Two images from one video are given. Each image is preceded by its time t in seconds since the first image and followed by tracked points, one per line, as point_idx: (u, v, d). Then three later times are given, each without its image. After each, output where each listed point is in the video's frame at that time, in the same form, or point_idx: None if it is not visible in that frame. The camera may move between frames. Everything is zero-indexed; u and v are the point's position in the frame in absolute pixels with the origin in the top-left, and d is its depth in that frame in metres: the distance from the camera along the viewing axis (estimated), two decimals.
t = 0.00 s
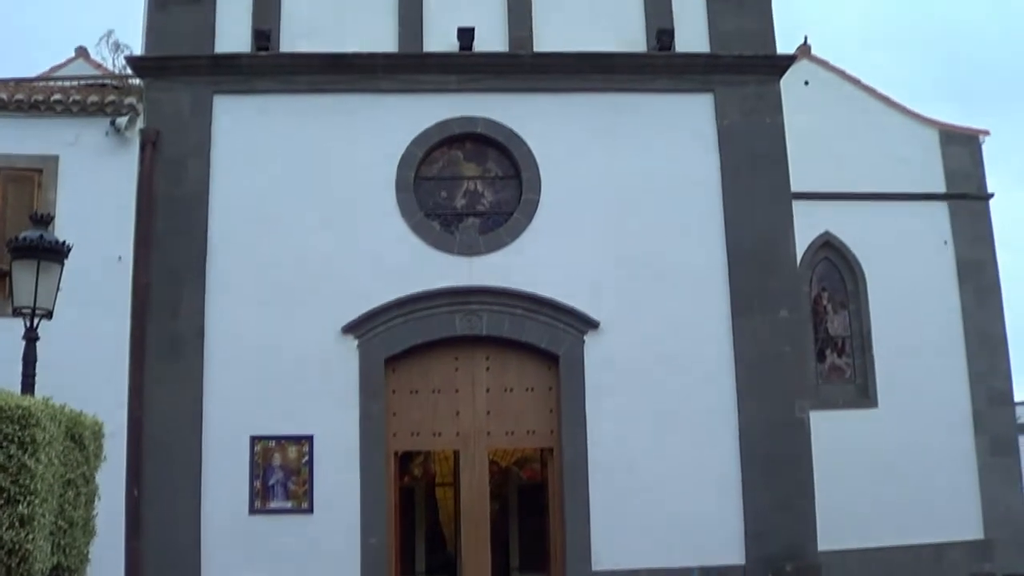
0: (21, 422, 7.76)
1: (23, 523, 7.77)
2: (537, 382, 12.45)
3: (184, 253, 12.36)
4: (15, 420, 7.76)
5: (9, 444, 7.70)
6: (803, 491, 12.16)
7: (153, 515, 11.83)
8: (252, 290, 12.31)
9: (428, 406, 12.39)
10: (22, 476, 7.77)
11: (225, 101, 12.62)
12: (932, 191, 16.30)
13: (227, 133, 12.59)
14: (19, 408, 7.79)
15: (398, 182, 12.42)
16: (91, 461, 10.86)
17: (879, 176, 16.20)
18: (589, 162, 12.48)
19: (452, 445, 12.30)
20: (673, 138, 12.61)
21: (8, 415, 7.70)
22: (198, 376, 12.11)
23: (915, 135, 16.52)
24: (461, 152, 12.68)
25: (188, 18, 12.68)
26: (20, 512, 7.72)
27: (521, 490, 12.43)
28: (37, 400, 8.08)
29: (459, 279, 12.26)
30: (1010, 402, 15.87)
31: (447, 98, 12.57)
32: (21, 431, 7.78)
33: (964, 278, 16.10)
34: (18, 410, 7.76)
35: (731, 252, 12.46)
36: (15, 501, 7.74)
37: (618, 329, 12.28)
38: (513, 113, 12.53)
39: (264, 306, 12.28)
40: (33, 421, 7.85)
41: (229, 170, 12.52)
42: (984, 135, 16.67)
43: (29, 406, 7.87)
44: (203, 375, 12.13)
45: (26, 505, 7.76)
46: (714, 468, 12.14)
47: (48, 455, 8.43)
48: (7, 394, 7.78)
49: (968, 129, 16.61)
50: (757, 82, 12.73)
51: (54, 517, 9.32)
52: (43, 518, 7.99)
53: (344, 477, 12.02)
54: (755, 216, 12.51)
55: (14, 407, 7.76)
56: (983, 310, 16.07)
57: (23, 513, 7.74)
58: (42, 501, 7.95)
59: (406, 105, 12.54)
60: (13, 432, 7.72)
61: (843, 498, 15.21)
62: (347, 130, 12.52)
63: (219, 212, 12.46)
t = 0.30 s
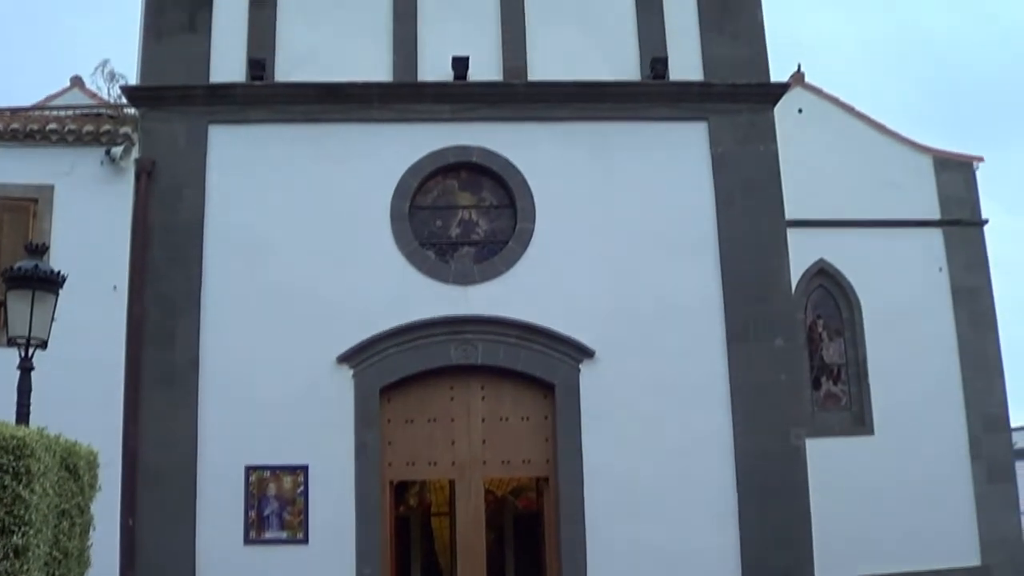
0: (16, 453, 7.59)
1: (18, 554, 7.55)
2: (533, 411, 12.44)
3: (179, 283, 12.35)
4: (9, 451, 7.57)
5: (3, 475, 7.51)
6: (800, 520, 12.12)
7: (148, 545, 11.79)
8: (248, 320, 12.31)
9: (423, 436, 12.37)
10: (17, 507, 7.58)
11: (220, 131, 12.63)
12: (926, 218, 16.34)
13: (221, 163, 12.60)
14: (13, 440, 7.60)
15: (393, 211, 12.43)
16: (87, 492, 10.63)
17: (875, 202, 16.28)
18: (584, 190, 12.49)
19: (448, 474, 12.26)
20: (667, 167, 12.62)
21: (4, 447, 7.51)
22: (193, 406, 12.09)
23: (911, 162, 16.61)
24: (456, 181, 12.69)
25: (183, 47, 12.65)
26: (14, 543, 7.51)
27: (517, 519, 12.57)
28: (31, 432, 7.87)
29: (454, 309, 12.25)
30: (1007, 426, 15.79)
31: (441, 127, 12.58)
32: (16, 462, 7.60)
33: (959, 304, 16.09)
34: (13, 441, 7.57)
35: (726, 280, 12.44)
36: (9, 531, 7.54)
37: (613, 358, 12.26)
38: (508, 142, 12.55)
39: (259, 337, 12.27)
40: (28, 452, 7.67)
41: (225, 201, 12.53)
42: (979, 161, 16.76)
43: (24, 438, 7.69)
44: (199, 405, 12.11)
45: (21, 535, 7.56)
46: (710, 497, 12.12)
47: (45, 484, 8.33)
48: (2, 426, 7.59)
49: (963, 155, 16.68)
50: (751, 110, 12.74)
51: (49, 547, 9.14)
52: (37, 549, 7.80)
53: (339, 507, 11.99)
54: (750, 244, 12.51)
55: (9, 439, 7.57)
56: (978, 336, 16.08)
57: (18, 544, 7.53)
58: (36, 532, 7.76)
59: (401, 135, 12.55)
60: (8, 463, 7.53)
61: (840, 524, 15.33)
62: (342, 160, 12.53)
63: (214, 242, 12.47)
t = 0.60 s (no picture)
0: (13, 489, 7.48)
1: None
2: (530, 446, 12.41)
3: (177, 319, 12.33)
4: (6, 488, 7.48)
5: None
6: (799, 555, 12.06)
7: None
8: (244, 356, 12.27)
9: (421, 471, 12.33)
10: (13, 544, 7.49)
11: (217, 167, 12.63)
12: (922, 250, 16.42)
13: (218, 199, 12.59)
14: (9, 476, 7.51)
15: (390, 246, 12.42)
16: (82, 528, 10.23)
17: (870, 234, 16.43)
18: (581, 225, 12.50)
19: (445, 510, 12.23)
20: (664, 201, 12.63)
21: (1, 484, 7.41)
22: (191, 442, 12.05)
23: (905, 195, 16.75)
24: (452, 217, 12.69)
25: (180, 83, 12.68)
26: None
27: (515, 555, 12.37)
28: (28, 468, 7.77)
29: (451, 344, 12.24)
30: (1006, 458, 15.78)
31: (438, 163, 12.59)
32: (12, 499, 7.51)
33: (957, 336, 16.10)
34: (9, 478, 7.49)
35: (723, 313, 12.43)
36: (5, 569, 7.45)
37: (611, 392, 12.24)
38: (505, 177, 12.56)
39: (256, 372, 12.23)
40: (25, 488, 7.58)
41: (223, 237, 12.52)
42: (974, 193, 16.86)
43: (20, 474, 7.59)
44: (196, 441, 12.07)
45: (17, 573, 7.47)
46: (710, 532, 12.03)
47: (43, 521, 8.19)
48: None
49: (958, 187, 16.77)
50: (747, 143, 12.76)
51: None
52: None
53: (337, 543, 11.89)
54: (747, 278, 12.51)
55: (5, 475, 7.48)
56: (976, 368, 16.07)
57: None
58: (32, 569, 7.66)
59: (398, 170, 12.56)
60: (4, 500, 7.45)
61: (840, 556, 15.34)
62: (339, 195, 12.53)
63: (211, 278, 12.44)
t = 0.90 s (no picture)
0: (11, 515, 7.47)
1: None
2: (529, 474, 12.39)
3: (177, 346, 12.32)
4: (3, 514, 7.47)
5: None
6: None
7: None
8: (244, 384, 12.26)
9: (419, 499, 12.29)
10: (9, 570, 7.45)
11: (218, 194, 12.65)
12: (922, 280, 16.45)
13: (219, 226, 12.61)
14: (7, 502, 7.50)
15: (389, 274, 12.42)
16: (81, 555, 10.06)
17: (872, 264, 16.47)
18: (580, 253, 12.50)
19: (443, 538, 12.18)
20: (663, 229, 12.63)
21: None
22: (189, 469, 12.02)
23: (905, 224, 16.80)
24: (452, 245, 12.69)
25: (181, 110, 12.69)
26: None
27: None
28: (26, 495, 7.76)
29: (449, 372, 12.22)
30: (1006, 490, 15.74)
31: (437, 191, 12.60)
32: (9, 525, 7.48)
33: (957, 366, 16.09)
34: (7, 504, 7.47)
35: (723, 343, 12.41)
36: None
37: (610, 421, 12.22)
38: (505, 205, 12.57)
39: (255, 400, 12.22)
40: (23, 514, 7.56)
41: (223, 264, 12.52)
42: (974, 223, 16.92)
43: (19, 500, 7.58)
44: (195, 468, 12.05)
45: None
46: (709, 563, 11.96)
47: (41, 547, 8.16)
48: None
49: (958, 218, 16.83)
50: (747, 173, 12.76)
51: None
52: None
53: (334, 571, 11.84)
54: (746, 308, 12.50)
55: (3, 501, 7.47)
56: (975, 399, 16.07)
57: None
58: None
59: (398, 199, 12.57)
60: (2, 526, 7.42)
61: None
62: (338, 223, 12.53)
63: (210, 305, 12.46)
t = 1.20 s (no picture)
0: (13, 540, 7.42)
1: None
2: (532, 502, 12.33)
3: (180, 372, 12.24)
4: (5, 539, 7.42)
5: None
6: None
7: None
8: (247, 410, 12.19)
9: (422, 527, 12.23)
10: None
11: (222, 221, 12.62)
12: (926, 307, 16.46)
13: (223, 252, 12.57)
14: (9, 527, 7.46)
15: (393, 301, 12.40)
16: None
17: (878, 294, 16.52)
18: (584, 281, 12.49)
19: (446, 566, 12.09)
20: (667, 257, 12.61)
21: None
22: (191, 496, 11.92)
23: (908, 251, 16.86)
24: (456, 271, 12.67)
25: (185, 136, 12.67)
26: None
27: None
28: (28, 520, 7.72)
29: (452, 400, 12.19)
30: (1009, 518, 15.79)
31: (441, 219, 12.60)
32: (11, 551, 7.43)
33: (961, 394, 16.12)
34: (9, 529, 7.43)
35: (727, 371, 12.39)
36: None
37: (614, 450, 12.17)
38: (508, 233, 12.56)
39: (257, 426, 12.14)
40: (25, 540, 7.51)
41: (227, 290, 12.47)
42: (978, 251, 16.97)
43: (20, 525, 7.54)
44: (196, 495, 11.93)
45: None
46: None
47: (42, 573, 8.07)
48: None
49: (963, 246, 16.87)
50: (751, 202, 12.77)
51: None
52: None
53: None
54: (750, 336, 12.48)
55: (5, 526, 7.42)
56: (979, 427, 16.08)
57: None
58: None
59: (402, 226, 12.56)
60: (4, 552, 7.37)
61: None
62: (342, 250, 12.51)
63: (213, 331, 12.39)
